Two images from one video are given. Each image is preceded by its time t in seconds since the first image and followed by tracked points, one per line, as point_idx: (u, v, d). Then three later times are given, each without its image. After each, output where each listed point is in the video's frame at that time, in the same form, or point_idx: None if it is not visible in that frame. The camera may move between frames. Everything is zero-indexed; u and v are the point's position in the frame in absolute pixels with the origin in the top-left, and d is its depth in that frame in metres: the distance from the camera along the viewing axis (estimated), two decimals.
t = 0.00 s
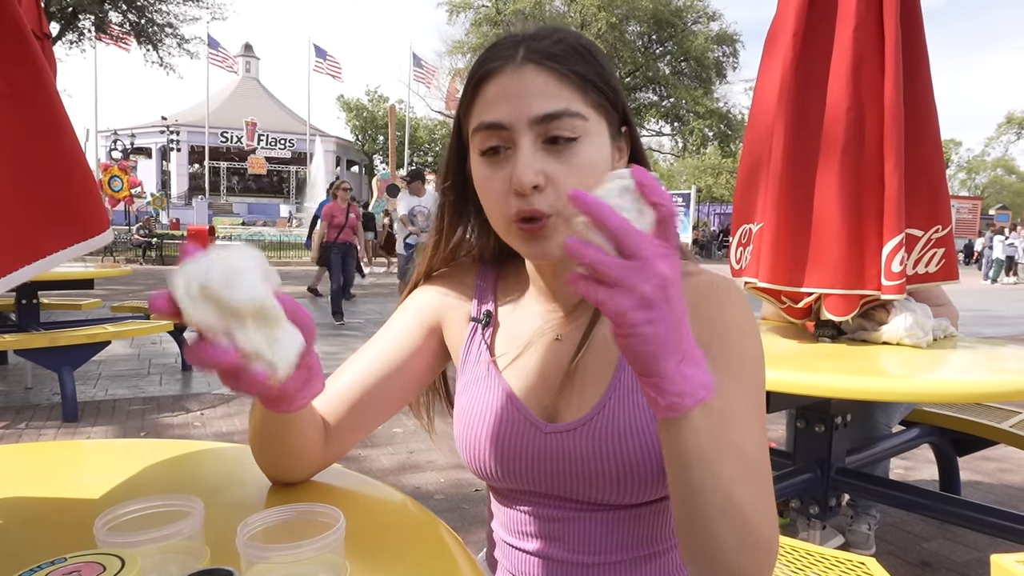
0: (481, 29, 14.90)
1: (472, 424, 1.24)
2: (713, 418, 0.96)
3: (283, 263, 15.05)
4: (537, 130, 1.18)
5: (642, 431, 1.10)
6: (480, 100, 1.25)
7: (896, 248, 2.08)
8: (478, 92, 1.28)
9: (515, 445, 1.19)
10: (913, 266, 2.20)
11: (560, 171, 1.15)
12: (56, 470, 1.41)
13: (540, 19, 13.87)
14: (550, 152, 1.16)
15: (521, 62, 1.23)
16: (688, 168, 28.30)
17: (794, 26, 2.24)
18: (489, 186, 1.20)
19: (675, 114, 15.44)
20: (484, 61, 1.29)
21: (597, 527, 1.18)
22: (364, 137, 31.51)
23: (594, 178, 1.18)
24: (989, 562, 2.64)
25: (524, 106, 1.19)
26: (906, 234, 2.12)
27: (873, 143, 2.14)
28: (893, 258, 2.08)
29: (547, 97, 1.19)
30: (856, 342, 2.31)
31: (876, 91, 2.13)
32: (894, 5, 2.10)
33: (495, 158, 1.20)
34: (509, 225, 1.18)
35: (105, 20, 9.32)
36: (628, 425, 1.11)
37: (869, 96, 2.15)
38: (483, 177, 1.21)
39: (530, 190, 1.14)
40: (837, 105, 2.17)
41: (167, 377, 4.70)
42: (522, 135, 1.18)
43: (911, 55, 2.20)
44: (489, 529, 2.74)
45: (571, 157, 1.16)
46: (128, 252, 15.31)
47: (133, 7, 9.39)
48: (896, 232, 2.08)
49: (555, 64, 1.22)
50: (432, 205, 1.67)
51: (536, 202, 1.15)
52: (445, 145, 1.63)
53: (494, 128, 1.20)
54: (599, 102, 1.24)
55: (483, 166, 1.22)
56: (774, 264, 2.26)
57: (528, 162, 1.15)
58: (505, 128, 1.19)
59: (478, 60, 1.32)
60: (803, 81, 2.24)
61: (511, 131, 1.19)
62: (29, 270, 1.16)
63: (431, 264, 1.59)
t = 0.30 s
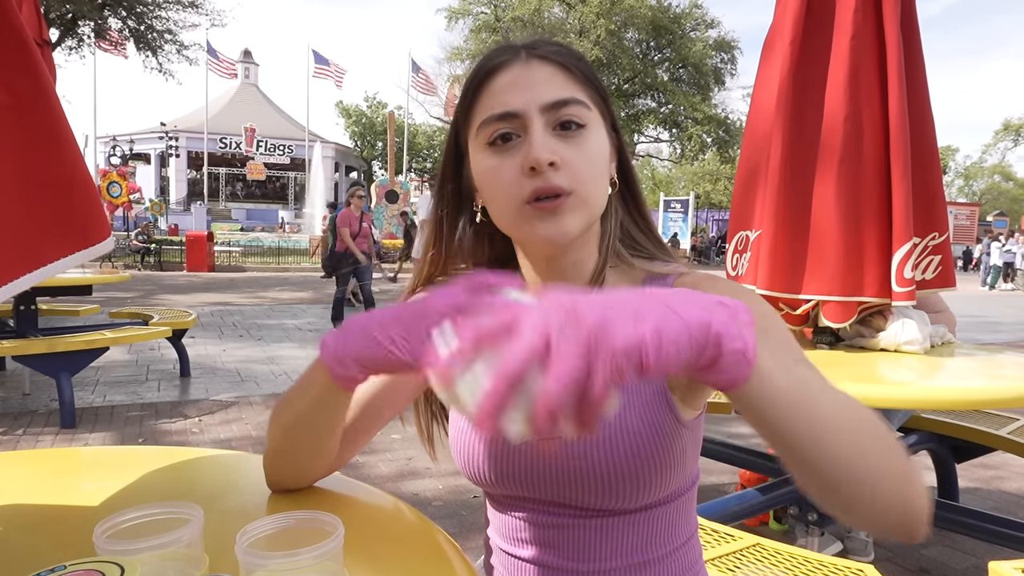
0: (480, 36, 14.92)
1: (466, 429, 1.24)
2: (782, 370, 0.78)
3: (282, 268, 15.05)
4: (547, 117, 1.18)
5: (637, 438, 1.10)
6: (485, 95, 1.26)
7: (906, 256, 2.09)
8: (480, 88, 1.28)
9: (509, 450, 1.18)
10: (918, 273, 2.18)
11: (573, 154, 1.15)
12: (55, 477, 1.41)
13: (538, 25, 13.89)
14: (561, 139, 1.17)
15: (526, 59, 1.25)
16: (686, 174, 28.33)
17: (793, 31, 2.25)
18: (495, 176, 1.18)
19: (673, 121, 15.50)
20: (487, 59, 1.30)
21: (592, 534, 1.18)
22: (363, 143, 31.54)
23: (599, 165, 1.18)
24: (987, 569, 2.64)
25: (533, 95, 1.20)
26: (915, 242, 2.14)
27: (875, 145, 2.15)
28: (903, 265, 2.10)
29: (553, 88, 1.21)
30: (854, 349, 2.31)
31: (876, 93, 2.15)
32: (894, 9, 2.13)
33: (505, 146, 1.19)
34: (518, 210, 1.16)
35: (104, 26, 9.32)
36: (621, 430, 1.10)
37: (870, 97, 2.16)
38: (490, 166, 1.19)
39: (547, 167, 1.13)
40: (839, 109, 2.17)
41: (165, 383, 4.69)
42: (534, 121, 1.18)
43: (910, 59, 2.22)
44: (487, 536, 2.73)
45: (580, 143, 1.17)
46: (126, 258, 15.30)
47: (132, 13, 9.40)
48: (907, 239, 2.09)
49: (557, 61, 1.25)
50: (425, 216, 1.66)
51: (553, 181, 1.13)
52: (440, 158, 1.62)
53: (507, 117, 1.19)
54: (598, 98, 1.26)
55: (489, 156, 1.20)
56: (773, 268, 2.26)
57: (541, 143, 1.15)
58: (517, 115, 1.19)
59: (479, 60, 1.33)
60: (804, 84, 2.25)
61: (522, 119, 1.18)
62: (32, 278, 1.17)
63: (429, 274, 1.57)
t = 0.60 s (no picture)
0: (480, 38, 14.90)
1: (472, 432, 1.24)
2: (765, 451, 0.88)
3: (281, 269, 15.03)
4: (541, 140, 1.19)
5: (642, 441, 1.10)
6: (470, 117, 1.25)
7: (924, 260, 2.12)
8: (462, 110, 1.26)
9: (514, 454, 1.19)
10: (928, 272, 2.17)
11: (570, 174, 1.17)
12: (54, 478, 1.41)
13: (539, 27, 13.88)
14: (558, 161, 1.18)
15: (506, 78, 1.23)
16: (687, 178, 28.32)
17: (792, 34, 2.24)
18: (495, 205, 1.19)
19: (673, 123, 15.51)
20: (465, 78, 1.28)
21: (595, 536, 1.18)
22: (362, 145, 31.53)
23: (596, 183, 1.20)
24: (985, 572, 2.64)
25: (522, 119, 1.20)
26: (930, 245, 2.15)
27: (871, 149, 2.17)
28: (922, 267, 2.12)
29: (539, 107, 1.21)
30: (853, 351, 2.32)
31: (871, 99, 2.17)
32: (890, 17, 2.17)
33: (499, 174, 1.20)
34: (522, 238, 1.16)
35: (103, 27, 9.31)
36: (625, 433, 1.11)
37: (864, 102, 2.17)
38: (489, 197, 1.20)
39: (550, 197, 1.13)
40: (835, 117, 2.18)
41: (164, 384, 4.69)
42: (526, 148, 1.18)
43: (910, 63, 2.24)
44: (487, 538, 2.73)
45: (573, 159, 1.19)
46: (125, 259, 15.28)
47: (132, 14, 9.38)
48: (922, 242, 2.12)
49: (540, 76, 1.25)
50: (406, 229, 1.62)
51: (556, 210, 1.14)
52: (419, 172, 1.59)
53: (499, 146, 1.20)
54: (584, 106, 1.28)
55: (484, 186, 1.21)
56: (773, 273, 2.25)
57: (540, 169, 1.16)
58: (508, 145, 1.19)
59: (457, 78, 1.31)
60: (797, 93, 2.25)
61: (513, 147, 1.19)
62: (30, 279, 1.17)
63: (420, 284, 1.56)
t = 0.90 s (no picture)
0: (478, 40, 14.91)
1: (471, 432, 1.24)
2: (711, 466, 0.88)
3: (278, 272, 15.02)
4: (509, 152, 1.18)
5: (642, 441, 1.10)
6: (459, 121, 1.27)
7: (920, 261, 2.13)
8: (457, 113, 1.28)
9: (509, 455, 1.19)
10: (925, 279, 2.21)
11: (542, 184, 1.15)
12: (49, 480, 1.41)
13: (538, 29, 13.86)
14: (530, 171, 1.16)
15: (489, 84, 1.22)
16: (685, 180, 28.31)
17: (788, 37, 2.25)
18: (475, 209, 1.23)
19: (671, 126, 15.50)
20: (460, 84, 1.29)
21: (592, 537, 1.18)
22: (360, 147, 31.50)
23: (574, 194, 1.17)
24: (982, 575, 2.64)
25: (495, 127, 1.19)
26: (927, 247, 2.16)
27: (868, 153, 2.17)
28: (919, 271, 2.13)
29: (518, 118, 1.18)
30: (850, 354, 2.32)
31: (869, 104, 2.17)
32: (890, 23, 2.17)
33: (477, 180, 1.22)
34: (496, 241, 1.20)
35: (101, 28, 9.32)
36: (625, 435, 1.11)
37: (862, 105, 2.17)
38: (471, 198, 1.23)
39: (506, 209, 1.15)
40: (830, 119, 2.18)
41: (162, 385, 4.68)
42: (498, 159, 1.18)
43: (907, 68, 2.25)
44: (483, 541, 2.73)
45: (548, 169, 1.16)
46: (122, 261, 15.25)
47: (130, 15, 9.38)
48: (918, 246, 2.13)
49: (526, 83, 1.20)
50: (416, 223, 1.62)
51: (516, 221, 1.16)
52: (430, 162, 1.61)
53: (475, 154, 1.21)
54: (574, 111, 1.21)
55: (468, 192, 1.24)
56: (766, 275, 2.26)
57: (504, 181, 1.16)
58: (483, 153, 1.19)
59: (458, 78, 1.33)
60: (794, 93, 2.26)
61: (487, 156, 1.19)
62: (26, 280, 1.17)
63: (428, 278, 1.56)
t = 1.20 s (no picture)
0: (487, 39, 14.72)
1: (488, 505, 1.22)
2: None
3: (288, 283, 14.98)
4: (485, 148, 1.19)
5: (667, 497, 1.12)
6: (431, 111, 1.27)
7: (939, 263, 1.91)
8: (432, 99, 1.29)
9: (517, 512, 1.19)
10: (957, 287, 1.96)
11: (514, 197, 1.16)
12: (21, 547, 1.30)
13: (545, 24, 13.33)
14: (501, 176, 1.17)
15: (469, 64, 1.21)
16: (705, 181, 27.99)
17: (821, 26, 2.10)
18: (446, 211, 1.25)
19: (689, 124, 15.51)
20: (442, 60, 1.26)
21: None
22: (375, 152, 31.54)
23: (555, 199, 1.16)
24: None
25: (465, 122, 1.20)
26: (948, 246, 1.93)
27: (907, 150, 1.98)
28: (933, 275, 1.91)
29: (497, 105, 1.18)
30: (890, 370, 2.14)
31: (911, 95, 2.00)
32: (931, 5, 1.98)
33: (446, 180, 1.25)
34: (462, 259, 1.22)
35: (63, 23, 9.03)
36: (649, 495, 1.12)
37: (902, 98, 2.00)
38: (440, 201, 1.27)
39: (476, 221, 1.16)
40: (868, 113, 2.01)
41: (135, 411, 4.56)
42: (469, 155, 1.20)
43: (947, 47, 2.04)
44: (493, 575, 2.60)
45: (525, 177, 1.16)
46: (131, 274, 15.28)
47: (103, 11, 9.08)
48: (938, 246, 1.91)
49: (507, 65, 1.19)
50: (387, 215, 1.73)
51: (485, 235, 1.17)
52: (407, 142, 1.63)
53: (440, 145, 1.23)
54: (564, 104, 1.20)
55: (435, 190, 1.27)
56: (800, 284, 2.08)
57: (474, 190, 1.17)
58: (452, 145, 1.21)
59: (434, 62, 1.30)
60: (827, 83, 2.09)
61: (457, 150, 1.21)
62: None
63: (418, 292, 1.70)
